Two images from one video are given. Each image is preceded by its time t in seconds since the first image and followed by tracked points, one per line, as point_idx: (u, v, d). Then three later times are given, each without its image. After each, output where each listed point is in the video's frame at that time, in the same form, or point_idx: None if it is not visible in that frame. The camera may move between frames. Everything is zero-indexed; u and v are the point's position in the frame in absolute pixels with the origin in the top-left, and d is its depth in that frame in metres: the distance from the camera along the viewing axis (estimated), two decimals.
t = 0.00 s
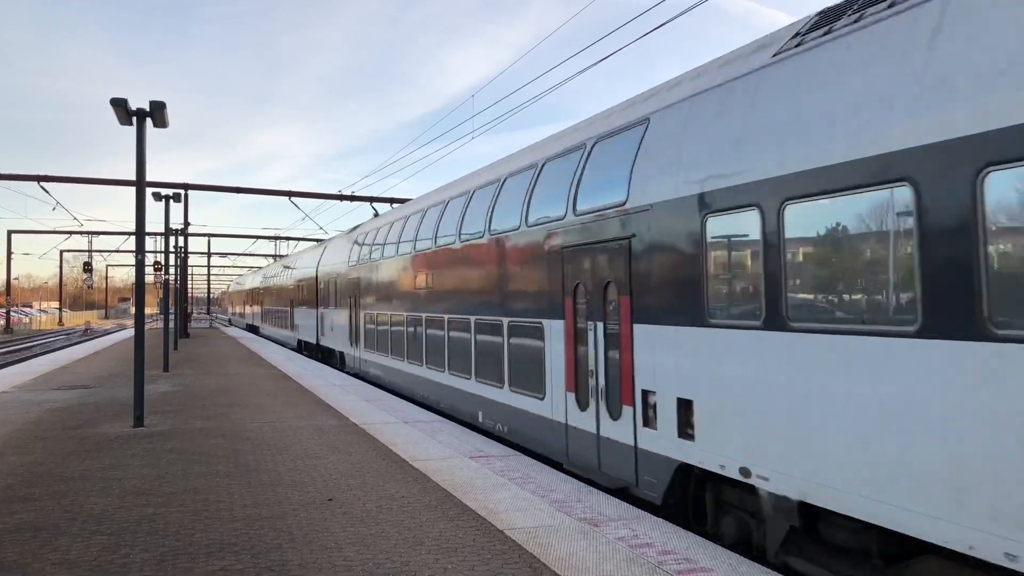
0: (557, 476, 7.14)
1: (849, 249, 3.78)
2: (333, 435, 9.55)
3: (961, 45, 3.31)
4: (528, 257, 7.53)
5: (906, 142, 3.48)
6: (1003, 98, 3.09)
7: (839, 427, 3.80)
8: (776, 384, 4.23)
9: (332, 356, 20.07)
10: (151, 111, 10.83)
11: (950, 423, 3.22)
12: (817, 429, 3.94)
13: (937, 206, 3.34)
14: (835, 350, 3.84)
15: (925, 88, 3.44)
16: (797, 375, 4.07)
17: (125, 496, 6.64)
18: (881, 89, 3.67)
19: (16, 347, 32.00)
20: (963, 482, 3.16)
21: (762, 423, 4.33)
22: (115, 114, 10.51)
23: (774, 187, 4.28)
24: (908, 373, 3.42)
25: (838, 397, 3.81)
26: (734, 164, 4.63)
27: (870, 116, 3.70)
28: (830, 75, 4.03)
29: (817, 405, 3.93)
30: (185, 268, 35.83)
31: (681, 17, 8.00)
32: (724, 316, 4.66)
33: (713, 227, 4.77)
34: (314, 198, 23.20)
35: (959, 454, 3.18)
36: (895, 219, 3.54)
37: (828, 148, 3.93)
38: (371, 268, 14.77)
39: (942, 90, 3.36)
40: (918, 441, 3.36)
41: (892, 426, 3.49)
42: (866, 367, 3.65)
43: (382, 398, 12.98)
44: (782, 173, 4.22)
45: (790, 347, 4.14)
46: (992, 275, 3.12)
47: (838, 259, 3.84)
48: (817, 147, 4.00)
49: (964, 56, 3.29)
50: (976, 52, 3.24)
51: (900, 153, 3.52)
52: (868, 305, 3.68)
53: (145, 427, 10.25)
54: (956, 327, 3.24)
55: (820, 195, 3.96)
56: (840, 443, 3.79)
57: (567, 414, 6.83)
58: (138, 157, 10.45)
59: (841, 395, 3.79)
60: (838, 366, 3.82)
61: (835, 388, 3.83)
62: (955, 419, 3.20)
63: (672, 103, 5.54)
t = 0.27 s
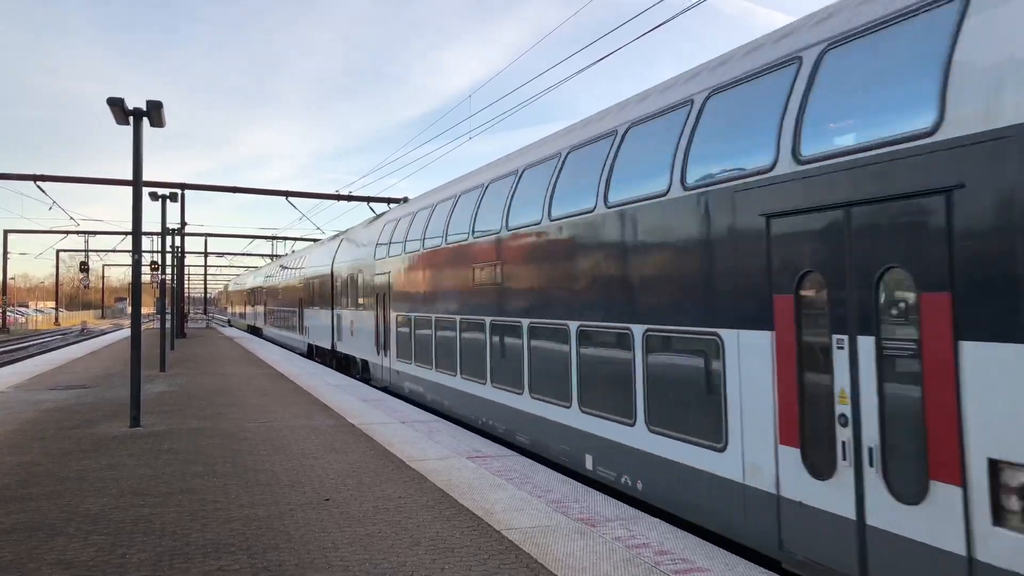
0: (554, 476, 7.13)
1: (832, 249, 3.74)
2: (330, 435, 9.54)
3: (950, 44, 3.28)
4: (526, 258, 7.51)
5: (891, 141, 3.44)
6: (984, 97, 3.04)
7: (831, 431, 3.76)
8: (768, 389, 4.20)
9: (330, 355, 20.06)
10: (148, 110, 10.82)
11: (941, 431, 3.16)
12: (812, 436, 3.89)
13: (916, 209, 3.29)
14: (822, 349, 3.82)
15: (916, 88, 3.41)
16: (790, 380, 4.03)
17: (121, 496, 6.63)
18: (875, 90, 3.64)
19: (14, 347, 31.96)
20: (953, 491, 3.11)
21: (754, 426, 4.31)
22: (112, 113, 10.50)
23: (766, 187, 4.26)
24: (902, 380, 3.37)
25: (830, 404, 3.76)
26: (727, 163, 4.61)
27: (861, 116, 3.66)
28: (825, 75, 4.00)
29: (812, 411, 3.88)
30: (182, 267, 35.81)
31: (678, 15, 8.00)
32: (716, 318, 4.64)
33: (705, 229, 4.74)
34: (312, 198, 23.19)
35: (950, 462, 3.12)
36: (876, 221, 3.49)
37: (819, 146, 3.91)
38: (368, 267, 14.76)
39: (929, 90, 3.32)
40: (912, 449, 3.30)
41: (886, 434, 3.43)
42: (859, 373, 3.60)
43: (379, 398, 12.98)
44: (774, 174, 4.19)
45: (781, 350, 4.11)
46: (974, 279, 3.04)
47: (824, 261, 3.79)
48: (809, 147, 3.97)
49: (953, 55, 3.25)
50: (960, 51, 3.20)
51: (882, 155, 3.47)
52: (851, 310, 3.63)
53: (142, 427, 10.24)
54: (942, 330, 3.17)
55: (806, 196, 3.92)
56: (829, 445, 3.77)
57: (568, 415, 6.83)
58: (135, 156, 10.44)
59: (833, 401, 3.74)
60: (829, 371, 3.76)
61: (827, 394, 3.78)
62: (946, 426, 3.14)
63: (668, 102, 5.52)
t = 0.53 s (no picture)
0: (553, 476, 7.13)
1: (834, 247, 3.76)
2: (328, 435, 9.54)
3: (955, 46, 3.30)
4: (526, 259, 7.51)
5: (891, 139, 3.46)
6: (989, 99, 3.07)
7: (833, 432, 3.76)
8: (773, 391, 4.17)
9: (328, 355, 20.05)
10: (146, 110, 10.81)
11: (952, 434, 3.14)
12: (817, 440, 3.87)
13: (914, 210, 3.32)
14: (824, 350, 3.82)
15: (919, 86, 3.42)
16: (795, 382, 4.01)
17: (119, 496, 6.62)
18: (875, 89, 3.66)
19: (11, 346, 31.94)
20: (962, 494, 3.09)
21: (756, 425, 4.31)
22: (111, 113, 10.49)
23: (767, 188, 4.26)
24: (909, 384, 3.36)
25: (834, 407, 3.75)
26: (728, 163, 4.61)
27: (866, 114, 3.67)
28: (826, 74, 4.02)
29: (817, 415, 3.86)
30: (180, 267, 35.79)
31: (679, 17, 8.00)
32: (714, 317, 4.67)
33: (705, 228, 4.74)
34: (310, 198, 23.18)
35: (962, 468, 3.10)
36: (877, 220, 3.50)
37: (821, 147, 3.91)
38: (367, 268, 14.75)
39: (933, 87, 3.33)
40: (922, 455, 3.28)
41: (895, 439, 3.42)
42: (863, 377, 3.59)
43: (377, 398, 12.97)
44: (772, 175, 4.22)
45: (782, 349, 4.11)
46: (972, 277, 3.04)
47: (823, 258, 3.81)
48: (810, 146, 3.98)
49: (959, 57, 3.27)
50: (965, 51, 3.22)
51: (884, 151, 3.50)
52: (851, 306, 3.64)
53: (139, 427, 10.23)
54: (942, 327, 3.18)
55: (807, 196, 3.95)
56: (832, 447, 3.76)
57: (566, 417, 6.82)
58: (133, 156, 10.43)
59: (840, 404, 3.72)
60: (835, 374, 3.75)
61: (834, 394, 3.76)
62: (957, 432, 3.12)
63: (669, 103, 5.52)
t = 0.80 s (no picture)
0: (552, 476, 7.13)
1: (833, 246, 3.76)
2: (327, 435, 9.54)
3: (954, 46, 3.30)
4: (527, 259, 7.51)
5: (892, 138, 3.46)
6: (986, 98, 3.08)
7: (834, 433, 3.75)
8: (773, 391, 4.17)
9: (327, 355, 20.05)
10: (145, 110, 10.80)
11: (954, 435, 3.13)
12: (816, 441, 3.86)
13: (912, 208, 3.33)
14: (824, 350, 3.81)
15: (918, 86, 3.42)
16: (795, 382, 4.00)
17: (118, 496, 6.62)
18: (874, 87, 3.67)
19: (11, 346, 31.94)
20: (966, 494, 3.07)
21: (756, 427, 4.31)
22: (109, 113, 10.48)
23: (768, 187, 4.26)
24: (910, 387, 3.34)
25: (835, 409, 3.73)
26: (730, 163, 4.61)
27: (864, 113, 3.68)
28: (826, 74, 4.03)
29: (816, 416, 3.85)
30: (179, 267, 35.79)
31: (679, 17, 8.01)
32: (713, 317, 4.68)
33: (704, 227, 4.75)
34: (309, 198, 23.17)
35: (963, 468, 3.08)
36: (875, 218, 3.51)
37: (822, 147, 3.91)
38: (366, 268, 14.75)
39: (932, 86, 3.34)
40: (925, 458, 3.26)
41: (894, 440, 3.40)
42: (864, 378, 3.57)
43: (376, 398, 12.97)
44: (771, 174, 4.23)
45: (781, 348, 4.11)
46: (969, 272, 3.05)
47: (824, 258, 3.81)
48: (808, 146, 3.99)
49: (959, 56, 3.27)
50: (964, 51, 3.22)
51: (884, 151, 3.49)
52: (849, 304, 3.65)
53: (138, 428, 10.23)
54: (938, 324, 3.19)
55: (806, 194, 3.95)
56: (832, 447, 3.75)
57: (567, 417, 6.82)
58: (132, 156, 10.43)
59: (841, 405, 3.70)
60: (834, 375, 3.74)
61: (833, 396, 3.75)
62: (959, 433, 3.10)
63: (670, 103, 5.51)
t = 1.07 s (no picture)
0: (552, 476, 7.14)
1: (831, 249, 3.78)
2: (327, 436, 9.55)
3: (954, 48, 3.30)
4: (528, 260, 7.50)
5: (891, 139, 3.47)
6: (987, 99, 3.08)
7: (835, 432, 3.76)
8: (774, 394, 4.18)
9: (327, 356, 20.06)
10: (144, 111, 10.80)
11: (953, 437, 3.14)
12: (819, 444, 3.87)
13: (911, 210, 3.34)
14: (823, 353, 3.83)
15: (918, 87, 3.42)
16: (797, 384, 4.01)
17: (118, 497, 6.62)
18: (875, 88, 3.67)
19: (10, 347, 31.93)
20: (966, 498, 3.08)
21: (757, 430, 4.31)
22: (109, 114, 10.48)
23: (767, 187, 4.27)
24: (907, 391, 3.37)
25: (836, 412, 3.75)
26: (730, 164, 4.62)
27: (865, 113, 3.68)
28: (826, 74, 4.02)
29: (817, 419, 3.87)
30: (179, 267, 35.78)
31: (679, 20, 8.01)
32: (714, 318, 4.68)
33: (705, 228, 4.76)
34: (308, 199, 23.17)
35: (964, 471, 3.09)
36: (876, 219, 3.52)
37: (820, 149, 3.91)
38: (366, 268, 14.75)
39: (932, 87, 3.33)
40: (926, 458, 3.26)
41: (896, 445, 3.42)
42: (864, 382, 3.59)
43: (376, 399, 12.98)
44: (771, 175, 4.23)
45: (782, 350, 4.12)
46: (971, 275, 3.06)
47: (822, 259, 3.83)
48: (808, 146, 3.99)
49: (960, 57, 3.26)
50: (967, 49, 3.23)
51: (883, 152, 3.51)
52: (851, 305, 3.65)
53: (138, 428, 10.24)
54: (940, 326, 3.20)
55: (807, 194, 3.96)
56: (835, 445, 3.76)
57: (568, 418, 6.82)
58: (131, 157, 10.43)
59: (841, 406, 3.72)
60: (836, 379, 3.75)
61: (835, 398, 3.76)
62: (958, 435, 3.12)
63: (670, 104, 5.51)
